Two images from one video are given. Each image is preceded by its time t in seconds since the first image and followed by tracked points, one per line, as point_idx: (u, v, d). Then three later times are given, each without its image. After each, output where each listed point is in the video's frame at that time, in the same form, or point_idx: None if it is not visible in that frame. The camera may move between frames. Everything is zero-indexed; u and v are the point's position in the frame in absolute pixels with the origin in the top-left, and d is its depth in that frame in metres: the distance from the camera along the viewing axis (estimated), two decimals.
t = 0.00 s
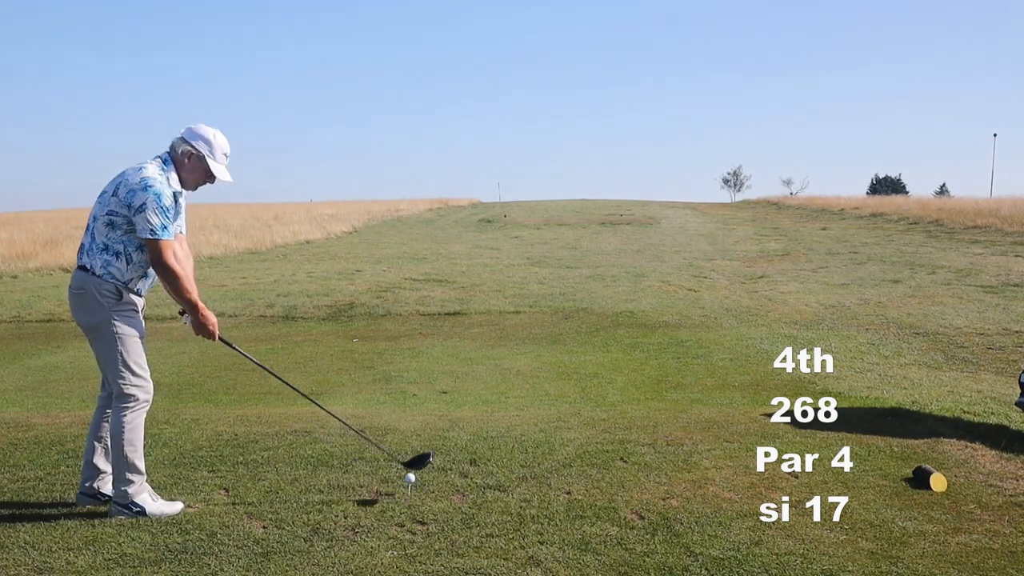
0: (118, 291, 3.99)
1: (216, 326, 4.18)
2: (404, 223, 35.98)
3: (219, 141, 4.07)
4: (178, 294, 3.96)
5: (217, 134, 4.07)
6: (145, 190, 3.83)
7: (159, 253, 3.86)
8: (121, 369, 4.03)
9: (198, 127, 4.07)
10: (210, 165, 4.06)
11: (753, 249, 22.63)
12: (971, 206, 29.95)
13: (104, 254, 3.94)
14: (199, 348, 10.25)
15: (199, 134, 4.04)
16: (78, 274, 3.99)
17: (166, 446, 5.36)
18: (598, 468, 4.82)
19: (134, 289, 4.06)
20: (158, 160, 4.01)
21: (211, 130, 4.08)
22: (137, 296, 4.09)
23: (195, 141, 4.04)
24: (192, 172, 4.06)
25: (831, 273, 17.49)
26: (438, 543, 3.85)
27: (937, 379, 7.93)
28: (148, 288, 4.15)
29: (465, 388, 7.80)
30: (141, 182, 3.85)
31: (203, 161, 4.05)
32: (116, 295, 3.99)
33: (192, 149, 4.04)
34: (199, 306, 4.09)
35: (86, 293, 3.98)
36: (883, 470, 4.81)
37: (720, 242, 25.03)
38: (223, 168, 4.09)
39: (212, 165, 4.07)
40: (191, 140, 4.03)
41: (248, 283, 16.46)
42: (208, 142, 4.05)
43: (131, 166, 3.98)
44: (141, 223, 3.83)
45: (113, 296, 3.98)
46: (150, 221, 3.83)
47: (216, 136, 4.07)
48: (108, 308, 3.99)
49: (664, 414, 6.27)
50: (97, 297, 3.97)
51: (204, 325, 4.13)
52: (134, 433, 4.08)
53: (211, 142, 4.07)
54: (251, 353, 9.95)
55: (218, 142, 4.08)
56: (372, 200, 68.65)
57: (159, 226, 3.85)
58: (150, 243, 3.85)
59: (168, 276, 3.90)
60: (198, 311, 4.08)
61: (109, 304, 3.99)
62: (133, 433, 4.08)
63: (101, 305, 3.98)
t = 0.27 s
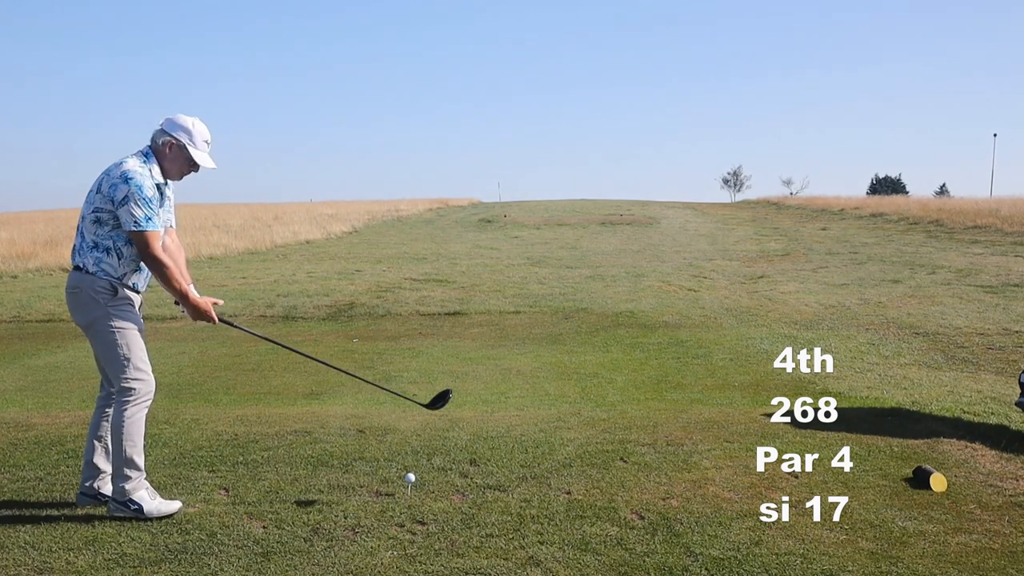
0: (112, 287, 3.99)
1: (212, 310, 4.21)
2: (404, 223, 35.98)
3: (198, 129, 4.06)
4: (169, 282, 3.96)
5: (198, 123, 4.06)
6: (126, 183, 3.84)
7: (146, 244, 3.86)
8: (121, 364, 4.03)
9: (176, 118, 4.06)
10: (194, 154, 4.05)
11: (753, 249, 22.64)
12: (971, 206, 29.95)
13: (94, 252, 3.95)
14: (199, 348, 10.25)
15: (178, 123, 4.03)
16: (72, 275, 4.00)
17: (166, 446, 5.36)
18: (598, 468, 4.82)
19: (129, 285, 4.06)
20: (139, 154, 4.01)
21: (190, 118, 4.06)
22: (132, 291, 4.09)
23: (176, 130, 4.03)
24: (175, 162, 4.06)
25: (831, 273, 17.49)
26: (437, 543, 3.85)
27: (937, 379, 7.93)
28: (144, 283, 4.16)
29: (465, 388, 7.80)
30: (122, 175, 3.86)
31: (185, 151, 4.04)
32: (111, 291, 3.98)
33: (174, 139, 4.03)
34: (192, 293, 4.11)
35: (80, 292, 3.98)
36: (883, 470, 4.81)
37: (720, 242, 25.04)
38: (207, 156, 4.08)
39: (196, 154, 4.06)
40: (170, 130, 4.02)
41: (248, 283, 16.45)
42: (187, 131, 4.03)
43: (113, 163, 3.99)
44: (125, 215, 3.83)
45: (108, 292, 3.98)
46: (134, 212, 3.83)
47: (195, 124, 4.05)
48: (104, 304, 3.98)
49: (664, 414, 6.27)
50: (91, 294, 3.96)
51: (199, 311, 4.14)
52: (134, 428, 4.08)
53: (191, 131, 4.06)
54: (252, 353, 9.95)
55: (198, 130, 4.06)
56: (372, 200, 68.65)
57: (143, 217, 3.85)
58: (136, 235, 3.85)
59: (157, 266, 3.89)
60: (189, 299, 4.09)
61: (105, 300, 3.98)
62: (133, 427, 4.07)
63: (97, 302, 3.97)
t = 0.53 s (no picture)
0: (116, 290, 3.99)
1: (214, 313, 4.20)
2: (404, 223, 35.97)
3: (202, 128, 4.07)
4: (174, 285, 3.96)
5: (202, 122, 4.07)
6: (133, 184, 3.83)
7: (152, 246, 3.86)
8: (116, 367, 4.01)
9: (179, 117, 4.06)
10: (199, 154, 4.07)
11: (753, 249, 22.63)
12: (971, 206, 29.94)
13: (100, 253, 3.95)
14: (199, 348, 10.24)
15: (182, 123, 4.04)
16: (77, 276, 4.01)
17: (166, 446, 5.36)
18: (598, 468, 4.82)
19: (134, 287, 4.07)
20: (144, 155, 4.01)
21: (194, 118, 4.07)
22: (136, 295, 4.09)
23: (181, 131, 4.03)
24: (180, 162, 4.07)
25: (831, 273, 17.49)
26: (437, 543, 3.85)
27: (937, 379, 7.92)
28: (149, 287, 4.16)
29: (465, 388, 7.79)
30: (128, 176, 3.85)
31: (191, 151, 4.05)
32: (114, 294, 3.99)
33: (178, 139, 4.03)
34: (194, 297, 4.09)
35: (84, 293, 3.99)
36: (883, 470, 4.81)
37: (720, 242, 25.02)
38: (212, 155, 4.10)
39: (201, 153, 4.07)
40: (174, 130, 4.03)
41: (248, 283, 16.45)
42: (192, 130, 4.04)
43: (119, 163, 3.98)
44: (132, 217, 3.83)
45: (112, 295, 3.98)
46: (141, 215, 3.83)
47: (199, 123, 4.06)
48: (106, 307, 3.99)
49: (664, 414, 6.27)
50: (95, 296, 3.97)
51: (201, 315, 4.13)
52: (127, 434, 4.04)
53: (196, 130, 4.06)
54: (251, 352, 9.95)
55: (202, 130, 4.07)
56: (372, 200, 68.64)
57: (150, 219, 3.85)
58: (142, 238, 3.85)
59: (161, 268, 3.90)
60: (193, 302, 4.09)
61: (106, 303, 3.98)
62: (125, 434, 4.03)
63: (100, 304, 3.98)
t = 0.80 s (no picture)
0: (123, 294, 3.99)
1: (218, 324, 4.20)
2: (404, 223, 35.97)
3: (219, 132, 4.07)
4: (182, 294, 3.98)
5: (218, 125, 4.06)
6: (151, 191, 3.82)
7: (165, 255, 3.88)
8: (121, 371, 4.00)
9: (195, 120, 4.06)
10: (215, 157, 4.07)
11: (753, 249, 22.63)
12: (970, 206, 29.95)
13: (110, 256, 3.94)
14: (199, 348, 10.24)
15: (198, 126, 4.03)
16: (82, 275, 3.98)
17: (166, 446, 5.36)
18: (598, 468, 4.82)
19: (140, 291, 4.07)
20: (159, 159, 4.01)
21: (210, 121, 4.06)
22: (140, 300, 4.10)
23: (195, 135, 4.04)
24: (196, 165, 4.09)
25: (831, 273, 17.49)
26: (437, 543, 3.85)
27: (937, 379, 7.93)
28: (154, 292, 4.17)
29: (465, 388, 7.80)
30: (146, 182, 3.84)
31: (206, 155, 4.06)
32: (120, 298, 3.98)
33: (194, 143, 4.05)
34: (200, 307, 4.09)
35: (89, 294, 3.97)
36: (883, 470, 4.81)
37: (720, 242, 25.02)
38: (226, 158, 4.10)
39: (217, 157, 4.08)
40: (191, 133, 4.03)
41: (248, 283, 16.45)
42: (208, 134, 4.04)
43: (134, 166, 3.96)
44: (148, 225, 3.83)
45: (118, 299, 3.98)
46: (157, 222, 3.83)
47: (215, 127, 4.05)
48: (111, 310, 3.97)
49: (664, 414, 6.27)
50: (102, 298, 3.96)
51: (204, 327, 4.12)
52: (129, 439, 4.03)
53: (212, 134, 4.06)
54: (251, 352, 9.95)
55: (218, 133, 4.07)
56: (372, 200, 68.63)
57: (166, 227, 3.86)
58: (157, 246, 3.86)
59: (172, 276, 3.92)
60: (198, 314, 4.08)
61: (111, 306, 3.97)
62: (128, 438, 4.02)
63: (105, 307, 3.96)
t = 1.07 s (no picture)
0: (129, 294, 3.99)
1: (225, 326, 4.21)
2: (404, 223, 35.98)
3: (230, 133, 4.07)
4: (190, 295, 3.99)
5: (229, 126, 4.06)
6: (162, 192, 3.82)
7: (176, 256, 3.88)
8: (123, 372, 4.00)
9: (207, 121, 4.07)
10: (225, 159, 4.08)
11: (753, 249, 22.63)
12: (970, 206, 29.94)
13: (118, 256, 3.93)
14: (199, 348, 10.24)
15: (209, 127, 4.04)
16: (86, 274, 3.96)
17: (165, 446, 5.36)
18: (598, 468, 4.82)
19: (145, 292, 4.07)
20: (170, 159, 4.01)
21: (221, 122, 4.07)
22: (145, 300, 4.10)
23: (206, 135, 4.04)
24: (206, 166, 4.09)
25: (831, 273, 17.49)
26: (437, 543, 3.85)
27: (937, 379, 7.92)
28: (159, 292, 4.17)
29: (465, 388, 7.79)
30: (157, 183, 3.84)
31: (216, 155, 4.06)
32: (126, 298, 3.98)
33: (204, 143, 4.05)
34: (209, 309, 4.10)
35: (94, 294, 3.95)
36: (883, 470, 4.81)
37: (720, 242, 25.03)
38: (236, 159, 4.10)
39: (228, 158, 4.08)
40: (201, 134, 4.04)
41: (248, 283, 16.45)
42: (219, 135, 4.05)
43: (143, 165, 3.95)
44: (159, 226, 3.84)
45: (124, 298, 3.97)
46: (168, 224, 3.84)
47: (226, 129, 4.06)
48: (115, 309, 3.96)
49: (664, 414, 6.27)
50: (106, 298, 3.94)
51: (212, 328, 4.13)
52: (130, 440, 4.02)
53: (222, 135, 4.07)
54: (251, 352, 9.95)
55: (229, 134, 4.07)
56: (372, 200, 68.64)
57: (177, 229, 3.87)
58: (168, 247, 3.87)
59: (182, 277, 3.93)
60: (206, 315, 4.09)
61: (116, 306, 3.96)
62: (129, 439, 4.02)
63: (108, 307, 3.95)
